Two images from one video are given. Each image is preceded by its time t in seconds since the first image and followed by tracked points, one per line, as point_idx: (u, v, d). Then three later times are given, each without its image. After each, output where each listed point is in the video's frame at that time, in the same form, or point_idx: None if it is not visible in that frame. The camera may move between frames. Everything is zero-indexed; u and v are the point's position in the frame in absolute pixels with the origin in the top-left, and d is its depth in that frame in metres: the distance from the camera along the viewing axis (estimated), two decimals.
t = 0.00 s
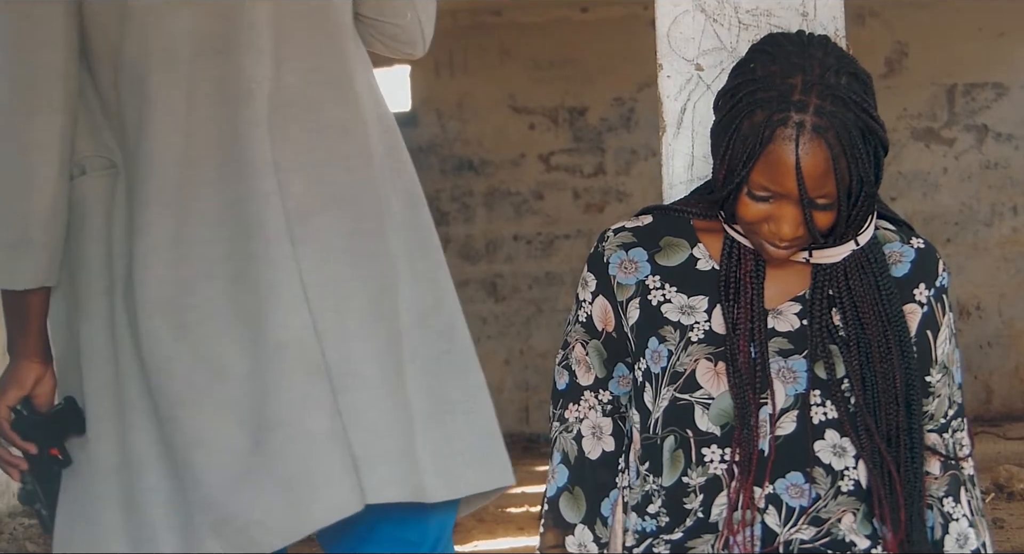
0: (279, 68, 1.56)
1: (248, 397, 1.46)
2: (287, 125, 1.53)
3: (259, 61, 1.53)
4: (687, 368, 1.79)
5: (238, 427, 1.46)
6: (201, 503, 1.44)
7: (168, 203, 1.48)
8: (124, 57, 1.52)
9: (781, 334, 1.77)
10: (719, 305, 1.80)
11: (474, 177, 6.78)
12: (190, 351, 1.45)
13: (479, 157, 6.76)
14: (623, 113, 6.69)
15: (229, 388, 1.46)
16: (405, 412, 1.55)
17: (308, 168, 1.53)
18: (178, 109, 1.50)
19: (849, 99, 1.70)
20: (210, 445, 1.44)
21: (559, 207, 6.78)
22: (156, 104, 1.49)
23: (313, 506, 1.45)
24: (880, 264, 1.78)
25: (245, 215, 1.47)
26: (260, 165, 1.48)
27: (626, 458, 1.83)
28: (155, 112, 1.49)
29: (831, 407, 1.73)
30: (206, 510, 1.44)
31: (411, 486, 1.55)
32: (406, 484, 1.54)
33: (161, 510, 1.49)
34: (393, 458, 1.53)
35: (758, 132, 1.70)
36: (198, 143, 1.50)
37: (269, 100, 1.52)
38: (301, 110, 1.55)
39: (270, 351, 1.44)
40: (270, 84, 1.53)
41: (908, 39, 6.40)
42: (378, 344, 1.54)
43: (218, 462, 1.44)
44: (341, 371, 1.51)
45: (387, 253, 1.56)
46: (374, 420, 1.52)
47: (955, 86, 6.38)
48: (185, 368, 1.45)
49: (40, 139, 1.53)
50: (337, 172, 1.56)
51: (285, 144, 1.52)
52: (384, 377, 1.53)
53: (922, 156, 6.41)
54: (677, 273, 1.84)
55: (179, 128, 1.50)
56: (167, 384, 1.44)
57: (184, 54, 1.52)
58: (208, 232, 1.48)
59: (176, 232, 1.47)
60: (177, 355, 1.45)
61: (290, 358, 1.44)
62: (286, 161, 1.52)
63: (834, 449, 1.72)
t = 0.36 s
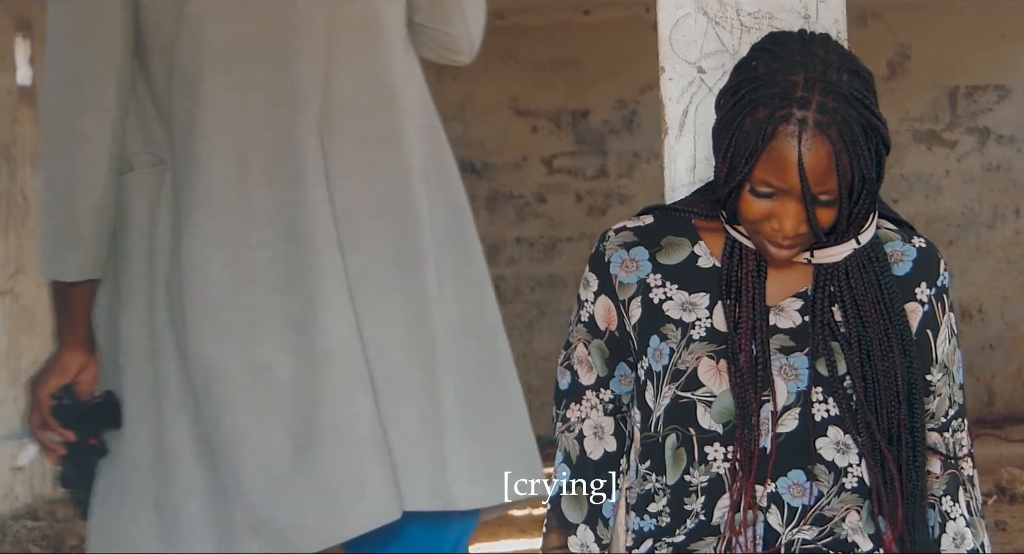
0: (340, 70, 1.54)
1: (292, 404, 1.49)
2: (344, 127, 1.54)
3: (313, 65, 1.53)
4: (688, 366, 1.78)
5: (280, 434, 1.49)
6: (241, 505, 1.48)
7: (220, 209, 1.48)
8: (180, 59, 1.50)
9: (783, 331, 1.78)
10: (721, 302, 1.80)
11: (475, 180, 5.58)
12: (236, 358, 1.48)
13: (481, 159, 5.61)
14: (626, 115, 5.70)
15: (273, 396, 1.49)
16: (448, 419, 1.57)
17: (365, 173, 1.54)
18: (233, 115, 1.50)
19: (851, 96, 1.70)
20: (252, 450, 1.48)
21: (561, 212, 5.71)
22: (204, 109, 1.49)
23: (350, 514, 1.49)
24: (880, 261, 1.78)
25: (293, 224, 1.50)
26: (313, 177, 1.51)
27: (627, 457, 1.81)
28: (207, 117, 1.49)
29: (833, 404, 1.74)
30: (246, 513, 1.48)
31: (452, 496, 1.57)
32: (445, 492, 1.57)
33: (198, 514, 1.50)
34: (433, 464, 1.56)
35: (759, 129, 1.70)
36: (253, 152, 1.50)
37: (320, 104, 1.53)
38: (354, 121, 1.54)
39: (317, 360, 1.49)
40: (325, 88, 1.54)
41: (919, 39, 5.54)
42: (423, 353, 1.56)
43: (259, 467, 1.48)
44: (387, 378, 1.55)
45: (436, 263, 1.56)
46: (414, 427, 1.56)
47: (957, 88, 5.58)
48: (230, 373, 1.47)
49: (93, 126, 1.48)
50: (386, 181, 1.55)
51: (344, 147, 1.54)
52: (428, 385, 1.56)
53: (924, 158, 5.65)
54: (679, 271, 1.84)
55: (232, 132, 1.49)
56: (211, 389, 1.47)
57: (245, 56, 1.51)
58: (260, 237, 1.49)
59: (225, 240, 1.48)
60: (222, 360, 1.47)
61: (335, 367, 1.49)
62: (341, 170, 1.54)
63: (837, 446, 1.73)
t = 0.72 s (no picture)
0: (345, 94, 1.74)
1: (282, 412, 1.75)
2: (341, 149, 1.75)
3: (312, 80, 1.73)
4: (688, 369, 1.78)
5: (276, 436, 1.75)
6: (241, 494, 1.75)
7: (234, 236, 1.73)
8: (207, 86, 1.71)
9: (783, 332, 1.78)
10: (721, 304, 1.80)
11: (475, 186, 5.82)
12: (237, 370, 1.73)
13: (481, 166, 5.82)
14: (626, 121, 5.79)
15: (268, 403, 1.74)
16: (427, 426, 1.79)
17: (359, 203, 1.76)
18: (235, 141, 1.71)
19: (852, 100, 1.72)
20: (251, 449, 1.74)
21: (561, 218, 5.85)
22: (207, 132, 1.71)
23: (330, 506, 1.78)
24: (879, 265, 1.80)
25: (286, 251, 1.74)
26: (306, 202, 1.74)
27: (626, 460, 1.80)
28: (206, 143, 1.71)
29: (833, 407, 1.76)
30: (245, 501, 1.76)
31: (430, 493, 1.81)
32: (420, 488, 1.81)
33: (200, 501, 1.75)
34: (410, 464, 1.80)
35: (760, 132, 1.71)
36: (252, 174, 1.72)
37: (311, 125, 1.73)
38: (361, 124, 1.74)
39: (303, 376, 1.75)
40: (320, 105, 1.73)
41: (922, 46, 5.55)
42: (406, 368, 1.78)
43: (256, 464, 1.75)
44: (367, 393, 1.77)
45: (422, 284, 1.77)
46: (391, 433, 1.79)
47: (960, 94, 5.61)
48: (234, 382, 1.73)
49: (132, 119, 1.68)
50: (381, 208, 1.76)
51: (333, 173, 1.75)
52: (412, 395, 1.78)
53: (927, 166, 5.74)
54: (680, 274, 1.82)
55: (238, 156, 1.72)
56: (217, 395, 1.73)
57: (255, 84, 1.72)
58: (256, 261, 1.73)
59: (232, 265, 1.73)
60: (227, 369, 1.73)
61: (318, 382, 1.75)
62: (332, 200, 1.75)
63: (836, 448, 1.76)
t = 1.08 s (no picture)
0: (317, 68, 1.51)
1: (236, 409, 1.43)
2: (309, 147, 1.48)
3: (286, 83, 1.49)
4: (690, 375, 1.78)
5: (229, 436, 1.43)
6: (184, 506, 1.43)
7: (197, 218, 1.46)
8: (169, 76, 1.50)
9: (784, 338, 1.77)
10: (722, 310, 1.80)
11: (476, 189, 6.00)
12: (190, 360, 1.44)
13: (483, 169, 6.00)
14: (626, 126, 5.92)
15: (222, 398, 1.44)
16: (405, 432, 1.50)
17: (332, 187, 1.49)
18: (199, 138, 1.48)
19: (853, 108, 1.71)
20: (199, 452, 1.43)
21: (561, 221, 5.99)
22: (174, 131, 1.48)
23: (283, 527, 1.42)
24: (881, 270, 1.78)
25: (245, 230, 1.45)
26: (269, 182, 1.45)
27: (628, 466, 1.83)
28: (172, 145, 1.48)
29: (836, 413, 1.72)
30: (189, 515, 1.43)
31: (402, 514, 1.49)
32: (391, 507, 1.49)
33: (140, 512, 1.44)
34: (380, 476, 1.48)
35: (761, 139, 1.71)
36: (213, 171, 1.47)
37: (285, 99, 1.49)
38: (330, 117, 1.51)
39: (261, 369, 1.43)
40: (294, 71, 1.50)
41: (916, 51, 5.66)
42: (388, 363, 1.49)
43: (204, 470, 1.43)
44: (338, 391, 1.47)
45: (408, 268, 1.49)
46: (361, 439, 1.48)
47: (959, 98, 5.68)
48: (186, 372, 1.44)
49: (105, 131, 1.53)
50: (360, 186, 1.50)
51: (303, 163, 1.48)
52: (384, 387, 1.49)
53: (926, 169, 5.72)
54: (681, 280, 1.84)
55: (199, 155, 1.47)
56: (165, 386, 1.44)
57: (225, 85, 1.49)
58: (216, 238, 1.46)
59: (186, 237, 1.45)
60: (179, 357, 1.44)
61: (281, 377, 1.43)
62: (300, 179, 1.47)
63: (838, 455, 1.72)
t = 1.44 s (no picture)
0: (316, 73, 1.51)
1: (237, 413, 1.44)
2: (307, 152, 1.48)
3: (286, 83, 1.49)
4: (699, 375, 1.78)
5: (228, 440, 1.44)
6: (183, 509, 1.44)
7: (196, 221, 1.46)
8: (165, 80, 1.50)
9: (794, 343, 1.77)
10: (733, 313, 1.81)
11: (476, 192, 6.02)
12: (191, 364, 1.44)
13: (483, 172, 6.02)
14: (627, 128, 5.90)
15: (223, 402, 1.44)
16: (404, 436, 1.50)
17: (331, 191, 1.49)
18: (197, 142, 1.47)
19: (869, 116, 1.70)
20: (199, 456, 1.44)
21: (563, 223, 5.99)
22: (173, 136, 1.48)
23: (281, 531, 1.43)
24: (893, 278, 1.78)
25: (247, 233, 1.45)
26: (269, 186, 1.46)
27: (631, 466, 1.83)
28: (171, 150, 1.48)
29: (842, 420, 1.73)
30: (188, 518, 1.44)
31: (401, 518, 1.50)
32: (390, 510, 1.50)
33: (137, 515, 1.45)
34: (381, 480, 1.49)
35: (775, 143, 1.71)
36: (213, 173, 1.47)
37: (284, 104, 1.48)
38: (330, 129, 1.50)
39: (264, 372, 1.44)
40: (291, 76, 1.49)
41: (916, 53, 5.67)
42: (389, 367, 1.49)
43: (202, 474, 1.44)
44: (339, 396, 1.48)
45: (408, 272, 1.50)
46: (361, 442, 1.49)
47: (960, 101, 5.67)
48: (187, 376, 1.44)
49: (100, 131, 1.53)
50: (358, 190, 1.50)
51: (301, 167, 1.47)
52: (384, 392, 1.49)
53: (928, 172, 5.73)
54: (692, 281, 1.84)
55: (199, 159, 1.47)
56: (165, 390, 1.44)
57: (223, 89, 1.48)
58: (215, 242, 1.46)
59: (187, 239, 1.45)
60: (180, 362, 1.44)
61: (283, 381, 1.44)
62: (299, 182, 1.47)
63: (843, 462, 1.72)
